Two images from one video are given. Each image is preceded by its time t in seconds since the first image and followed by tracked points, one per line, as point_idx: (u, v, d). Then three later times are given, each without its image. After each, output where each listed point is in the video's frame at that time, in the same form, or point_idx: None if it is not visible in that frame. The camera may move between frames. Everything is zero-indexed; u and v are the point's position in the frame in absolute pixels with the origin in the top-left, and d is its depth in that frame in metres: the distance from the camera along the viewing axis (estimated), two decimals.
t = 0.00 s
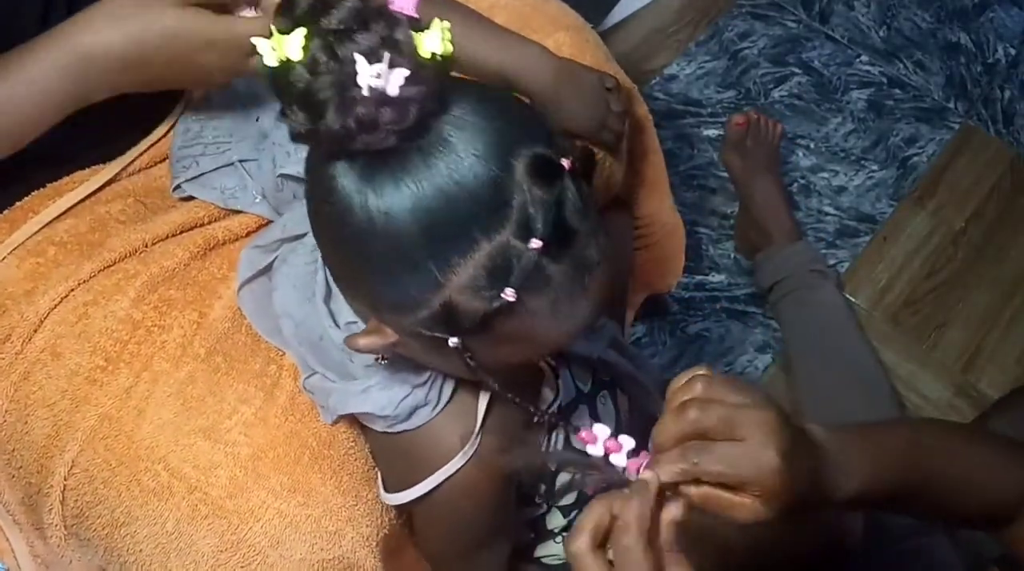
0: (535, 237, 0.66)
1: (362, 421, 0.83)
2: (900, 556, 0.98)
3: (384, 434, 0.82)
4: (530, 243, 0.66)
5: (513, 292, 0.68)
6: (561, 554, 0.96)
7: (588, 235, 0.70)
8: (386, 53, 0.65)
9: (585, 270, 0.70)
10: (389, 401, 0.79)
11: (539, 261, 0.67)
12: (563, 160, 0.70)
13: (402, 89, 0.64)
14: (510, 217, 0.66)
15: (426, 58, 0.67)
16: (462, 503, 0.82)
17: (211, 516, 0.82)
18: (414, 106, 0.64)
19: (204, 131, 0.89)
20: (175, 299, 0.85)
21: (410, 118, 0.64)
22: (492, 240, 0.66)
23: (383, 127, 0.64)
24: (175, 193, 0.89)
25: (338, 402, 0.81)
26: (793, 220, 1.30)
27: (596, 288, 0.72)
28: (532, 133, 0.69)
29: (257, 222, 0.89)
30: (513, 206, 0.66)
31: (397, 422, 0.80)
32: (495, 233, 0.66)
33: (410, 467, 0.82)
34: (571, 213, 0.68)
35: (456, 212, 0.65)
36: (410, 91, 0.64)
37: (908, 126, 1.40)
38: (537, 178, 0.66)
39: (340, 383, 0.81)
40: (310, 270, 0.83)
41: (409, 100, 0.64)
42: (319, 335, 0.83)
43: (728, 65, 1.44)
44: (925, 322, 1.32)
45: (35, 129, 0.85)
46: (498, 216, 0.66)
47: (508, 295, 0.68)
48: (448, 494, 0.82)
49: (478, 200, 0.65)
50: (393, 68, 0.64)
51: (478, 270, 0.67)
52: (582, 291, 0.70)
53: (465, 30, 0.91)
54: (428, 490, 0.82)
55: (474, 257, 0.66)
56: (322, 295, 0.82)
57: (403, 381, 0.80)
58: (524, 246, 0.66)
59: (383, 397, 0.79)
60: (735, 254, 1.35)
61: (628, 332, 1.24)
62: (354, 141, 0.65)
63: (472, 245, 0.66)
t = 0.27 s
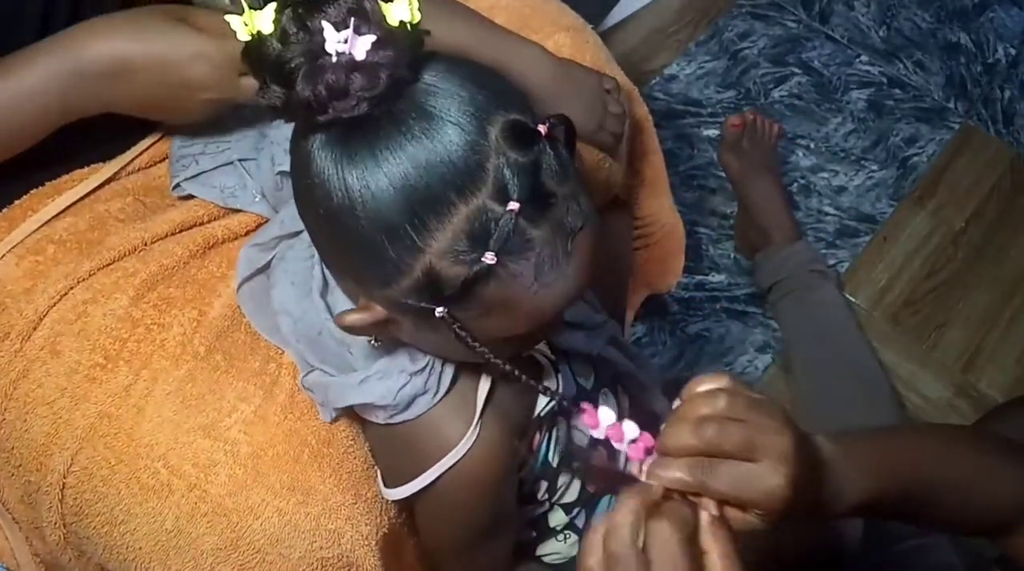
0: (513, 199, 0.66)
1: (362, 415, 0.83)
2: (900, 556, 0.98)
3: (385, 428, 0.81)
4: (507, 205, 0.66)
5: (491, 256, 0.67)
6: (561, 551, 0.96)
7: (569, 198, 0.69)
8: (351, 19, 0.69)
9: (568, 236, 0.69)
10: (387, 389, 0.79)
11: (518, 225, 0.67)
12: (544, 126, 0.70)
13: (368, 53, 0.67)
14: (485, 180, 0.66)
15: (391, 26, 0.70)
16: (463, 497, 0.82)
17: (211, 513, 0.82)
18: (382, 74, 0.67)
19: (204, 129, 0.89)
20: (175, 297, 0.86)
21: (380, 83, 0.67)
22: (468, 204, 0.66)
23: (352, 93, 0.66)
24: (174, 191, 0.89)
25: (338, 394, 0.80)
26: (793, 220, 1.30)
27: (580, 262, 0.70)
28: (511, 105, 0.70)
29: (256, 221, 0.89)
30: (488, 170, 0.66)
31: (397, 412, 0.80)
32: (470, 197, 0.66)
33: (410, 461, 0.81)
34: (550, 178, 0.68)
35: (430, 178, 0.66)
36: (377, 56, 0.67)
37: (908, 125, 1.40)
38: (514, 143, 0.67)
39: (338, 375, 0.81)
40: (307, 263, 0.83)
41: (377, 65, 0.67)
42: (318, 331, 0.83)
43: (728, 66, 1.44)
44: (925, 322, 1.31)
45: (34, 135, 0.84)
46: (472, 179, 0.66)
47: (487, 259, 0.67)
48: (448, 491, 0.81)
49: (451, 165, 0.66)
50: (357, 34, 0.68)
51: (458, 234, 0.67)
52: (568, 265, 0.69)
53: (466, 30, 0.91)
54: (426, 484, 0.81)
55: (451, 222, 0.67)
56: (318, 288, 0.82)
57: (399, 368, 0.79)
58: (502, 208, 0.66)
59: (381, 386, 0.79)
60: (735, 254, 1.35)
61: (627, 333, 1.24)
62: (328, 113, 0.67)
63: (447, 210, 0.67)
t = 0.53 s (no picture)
0: (497, 192, 0.67)
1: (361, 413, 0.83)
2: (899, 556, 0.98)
3: (385, 426, 0.81)
4: (492, 198, 0.67)
5: (479, 252, 0.67)
6: (562, 551, 0.96)
7: (555, 190, 0.69)
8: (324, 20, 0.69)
9: (556, 226, 0.69)
10: (388, 387, 0.78)
11: (504, 217, 0.67)
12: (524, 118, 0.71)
13: (343, 53, 0.67)
14: (469, 173, 0.66)
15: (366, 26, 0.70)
16: (462, 498, 0.81)
17: (210, 513, 0.82)
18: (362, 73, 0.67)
19: (203, 130, 0.89)
20: (175, 297, 0.86)
21: (359, 81, 0.67)
22: (453, 198, 0.67)
23: (332, 93, 0.67)
24: (174, 191, 0.89)
25: (338, 393, 0.80)
26: (793, 220, 1.30)
27: (570, 251, 0.70)
28: (492, 98, 0.70)
29: (256, 221, 0.89)
30: (471, 164, 0.67)
31: (397, 411, 0.80)
32: (455, 191, 0.66)
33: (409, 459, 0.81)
34: (534, 168, 0.68)
35: (413, 173, 0.66)
36: (355, 55, 0.67)
37: (908, 126, 1.40)
38: (496, 136, 0.67)
39: (338, 374, 0.81)
40: (304, 264, 0.84)
41: (356, 63, 0.67)
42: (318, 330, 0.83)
43: (728, 66, 1.44)
44: (925, 322, 1.31)
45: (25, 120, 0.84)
46: (455, 174, 0.66)
47: (475, 253, 0.67)
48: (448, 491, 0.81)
49: (433, 160, 0.66)
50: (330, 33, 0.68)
51: (444, 229, 0.67)
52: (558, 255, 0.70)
53: (465, 31, 0.91)
54: (426, 483, 0.81)
55: (436, 218, 0.67)
56: (316, 289, 0.82)
57: (398, 365, 0.79)
58: (487, 201, 0.66)
59: (381, 384, 0.79)
60: (735, 254, 1.35)
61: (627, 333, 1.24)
62: (310, 113, 0.68)
63: (431, 205, 0.67)
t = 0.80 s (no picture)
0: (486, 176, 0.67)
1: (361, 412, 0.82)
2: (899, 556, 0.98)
3: (384, 425, 0.81)
4: (482, 182, 0.67)
5: (472, 236, 0.67)
6: (563, 553, 0.96)
7: (545, 171, 0.69)
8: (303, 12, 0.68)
9: (547, 208, 0.69)
10: (389, 384, 0.78)
11: (495, 201, 0.67)
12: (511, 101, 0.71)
13: (324, 46, 0.66)
14: (456, 161, 0.67)
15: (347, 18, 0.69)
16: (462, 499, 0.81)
17: (210, 513, 0.82)
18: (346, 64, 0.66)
19: (203, 130, 0.89)
20: (175, 297, 0.86)
21: (342, 73, 0.66)
22: (442, 186, 0.67)
23: (315, 86, 0.66)
24: (174, 191, 0.89)
25: (337, 391, 0.80)
26: (793, 220, 1.30)
27: (563, 231, 0.70)
28: (476, 83, 0.70)
29: (256, 221, 0.89)
30: (458, 151, 0.67)
31: (396, 408, 0.79)
32: (444, 179, 0.67)
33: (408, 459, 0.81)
34: (522, 151, 0.68)
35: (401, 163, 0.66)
36: (336, 46, 0.66)
37: (908, 125, 1.40)
38: (482, 122, 0.67)
39: (337, 373, 0.81)
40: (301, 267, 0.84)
41: (338, 54, 0.66)
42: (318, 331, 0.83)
43: (728, 66, 1.44)
44: (925, 322, 1.31)
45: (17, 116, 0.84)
46: (443, 161, 0.66)
47: (468, 237, 0.67)
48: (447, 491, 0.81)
49: (421, 150, 0.66)
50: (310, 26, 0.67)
51: (435, 218, 0.67)
52: (550, 236, 0.70)
53: (464, 31, 0.91)
54: (427, 482, 0.81)
55: (426, 207, 0.67)
56: (315, 290, 0.82)
57: (396, 361, 0.79)
58: (477, 186, 0.67)
59: (381, 379, 0.79)
60: (735, 254, 1.35)
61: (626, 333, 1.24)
62: (293, 110, 0.67)
63: (421, 195, 0.67)
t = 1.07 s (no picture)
0: (472, 177, 0.67)
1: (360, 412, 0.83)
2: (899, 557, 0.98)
3: (384, 425, 0.81)
4: (467, 182, 0.67)
5: (458, 237, 0.68)
6: (564, 553, 0.96)
7: (532, 171, 0.69)
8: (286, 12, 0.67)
9: (535, 210, 0.70)
10: (389, 383, 0.79)
11: (481, 201, 0.67)
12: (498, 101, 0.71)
13: (307, 46, 0.66)
14: (443, 160, 0.66)
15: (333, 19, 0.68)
16: (462, 499, 0.82)
17: (210, 513, 0.82)
18: (330, 64, 0.66)
19: (204, 130, 0.89)
20: (175, 297, 0.86)
21: (326, 73, 0.66)
22: (428, 185, 0.66)
23: (300, 87, 0.66)
24: (175, 192, 0.89)
25: (337, 391, 0.80)
26: (793, 220, 1.30)
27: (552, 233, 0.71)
28: (463, 83, 0.70)
29: (256, 221, 0.89)
30: (444, 150, 0.66)
31: (396, 409, 0.80)
32: (430, 178, 0.66)
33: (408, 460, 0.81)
34: (509, 150, 0.69)
35: (387, 162, 0.66)
36: (320, 48, 0.66)
37: (908, 125, 1.40)
38: (468, 121, 0.67)
39: (337, 374, 0.81)
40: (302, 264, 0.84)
41: (322, 56, 0.66)
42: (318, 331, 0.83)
43: (728, 66, 1.44)
44: (925, 322, 1.31)
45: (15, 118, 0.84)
46: (429, 161, 0.66)
47: (453, 239, 0.68)
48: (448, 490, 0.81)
49: (407, 150, 0.66)
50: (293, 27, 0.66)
51: (421, 217, 0.67)
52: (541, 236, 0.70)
53: (464, 31, 0.91)
54: (427, 482, 0.81)
55: (413, 207, 0.67)
56: (315, 290, 0.83)
57: (396, 361, 0.79)
58: (463, 186, 0.67)
59: (381, 379, 0.79)
60: (735, 254, 1.35)
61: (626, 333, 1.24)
62: (279, 111, 0.67)
63: (407, 194, 0.67)
